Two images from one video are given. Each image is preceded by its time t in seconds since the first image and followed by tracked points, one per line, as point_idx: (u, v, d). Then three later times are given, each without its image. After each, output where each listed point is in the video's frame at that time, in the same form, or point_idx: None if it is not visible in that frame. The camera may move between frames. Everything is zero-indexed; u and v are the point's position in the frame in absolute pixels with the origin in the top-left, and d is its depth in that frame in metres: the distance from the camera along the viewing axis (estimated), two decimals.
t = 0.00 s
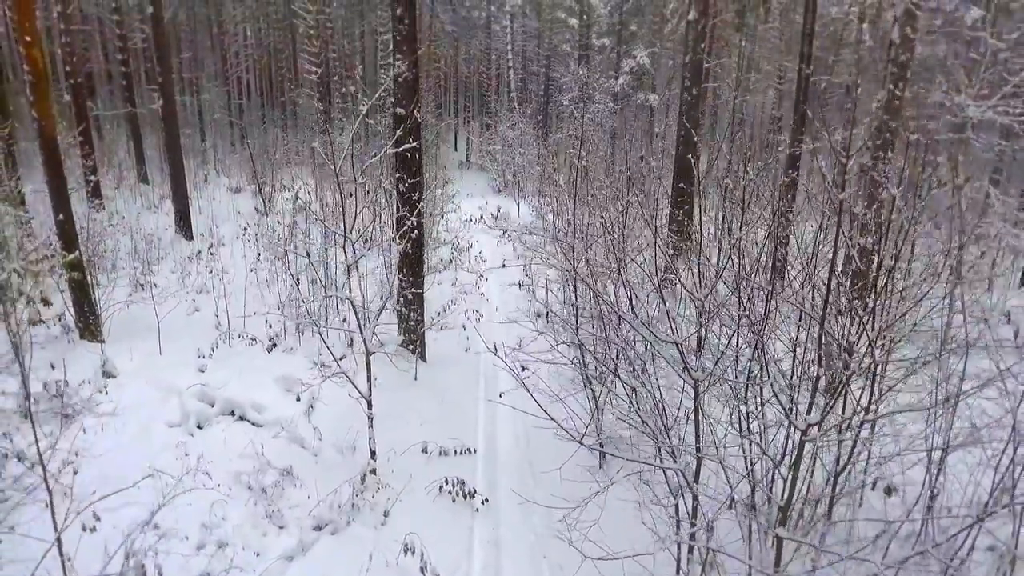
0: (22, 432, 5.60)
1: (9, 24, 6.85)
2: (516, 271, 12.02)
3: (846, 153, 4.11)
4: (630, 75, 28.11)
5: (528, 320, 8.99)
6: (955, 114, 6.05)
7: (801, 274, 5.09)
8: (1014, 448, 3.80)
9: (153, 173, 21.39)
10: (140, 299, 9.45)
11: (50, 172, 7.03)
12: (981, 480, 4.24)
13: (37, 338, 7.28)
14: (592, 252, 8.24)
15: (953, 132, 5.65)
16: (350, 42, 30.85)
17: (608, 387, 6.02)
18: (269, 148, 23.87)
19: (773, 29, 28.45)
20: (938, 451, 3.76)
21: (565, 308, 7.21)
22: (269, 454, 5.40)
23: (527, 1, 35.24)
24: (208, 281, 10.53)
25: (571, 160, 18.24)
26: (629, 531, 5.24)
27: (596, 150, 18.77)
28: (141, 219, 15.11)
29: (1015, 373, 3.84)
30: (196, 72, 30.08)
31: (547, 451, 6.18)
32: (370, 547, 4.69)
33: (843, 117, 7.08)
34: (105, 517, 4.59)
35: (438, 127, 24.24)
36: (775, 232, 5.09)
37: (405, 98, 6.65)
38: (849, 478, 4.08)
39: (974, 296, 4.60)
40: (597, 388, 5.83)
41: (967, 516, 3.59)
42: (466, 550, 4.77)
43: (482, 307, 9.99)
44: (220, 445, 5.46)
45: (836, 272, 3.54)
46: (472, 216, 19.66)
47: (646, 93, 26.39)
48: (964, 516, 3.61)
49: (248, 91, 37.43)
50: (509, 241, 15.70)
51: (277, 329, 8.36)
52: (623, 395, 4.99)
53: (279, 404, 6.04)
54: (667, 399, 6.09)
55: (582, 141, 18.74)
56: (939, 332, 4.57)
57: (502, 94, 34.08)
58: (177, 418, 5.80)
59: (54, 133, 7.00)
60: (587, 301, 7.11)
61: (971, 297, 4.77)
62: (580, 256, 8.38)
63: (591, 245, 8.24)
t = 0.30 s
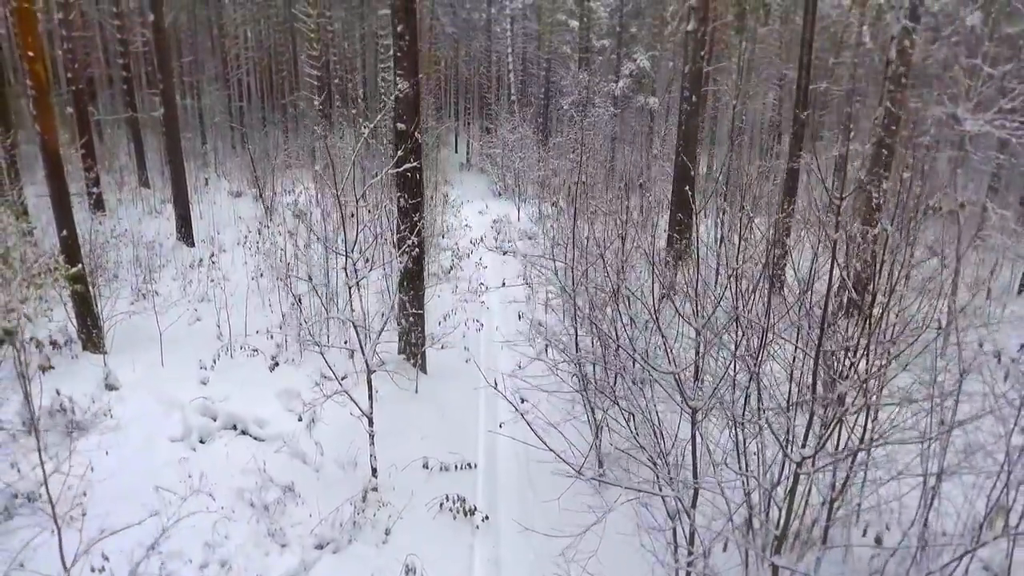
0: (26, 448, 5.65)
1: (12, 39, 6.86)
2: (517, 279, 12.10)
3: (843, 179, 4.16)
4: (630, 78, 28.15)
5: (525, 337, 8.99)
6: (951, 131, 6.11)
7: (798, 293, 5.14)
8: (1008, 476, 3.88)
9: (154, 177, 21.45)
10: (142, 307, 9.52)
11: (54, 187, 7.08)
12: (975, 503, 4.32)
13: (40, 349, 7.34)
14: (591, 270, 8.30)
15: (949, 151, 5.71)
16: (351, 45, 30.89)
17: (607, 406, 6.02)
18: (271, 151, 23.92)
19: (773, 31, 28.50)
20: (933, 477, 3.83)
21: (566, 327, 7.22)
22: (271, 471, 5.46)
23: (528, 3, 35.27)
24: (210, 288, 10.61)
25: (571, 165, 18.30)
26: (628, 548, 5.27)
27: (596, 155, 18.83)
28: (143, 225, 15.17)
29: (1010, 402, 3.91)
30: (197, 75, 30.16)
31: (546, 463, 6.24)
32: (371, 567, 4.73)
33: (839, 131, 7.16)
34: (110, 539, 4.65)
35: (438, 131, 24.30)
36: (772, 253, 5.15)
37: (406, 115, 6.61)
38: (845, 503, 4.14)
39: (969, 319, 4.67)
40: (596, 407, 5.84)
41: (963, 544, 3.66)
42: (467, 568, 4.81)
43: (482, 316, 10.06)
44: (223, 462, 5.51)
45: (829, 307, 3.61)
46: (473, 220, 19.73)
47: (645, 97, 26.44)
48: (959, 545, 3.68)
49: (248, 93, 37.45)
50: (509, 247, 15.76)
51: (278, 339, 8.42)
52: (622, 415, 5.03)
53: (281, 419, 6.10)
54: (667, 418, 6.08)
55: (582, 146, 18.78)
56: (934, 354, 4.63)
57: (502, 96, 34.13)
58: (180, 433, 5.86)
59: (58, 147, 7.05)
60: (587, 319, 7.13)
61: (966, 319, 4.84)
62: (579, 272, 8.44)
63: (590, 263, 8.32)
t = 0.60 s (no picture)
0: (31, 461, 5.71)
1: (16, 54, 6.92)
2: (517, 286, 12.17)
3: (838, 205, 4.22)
4: (630, 81, 28.23)
5: (524, 350, 9.03)
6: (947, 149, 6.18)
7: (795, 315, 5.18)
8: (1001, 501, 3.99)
9: (155, 181, 21.52)
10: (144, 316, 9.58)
11: (57, 203, 7.11)
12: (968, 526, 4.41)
13: (43, 360, 7.39)
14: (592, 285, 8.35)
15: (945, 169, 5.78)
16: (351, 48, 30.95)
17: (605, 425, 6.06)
18: (271, 155, 23.97)
19: (773, 34, 28.57)
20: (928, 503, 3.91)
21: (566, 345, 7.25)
22: (273, 487, 5.51)
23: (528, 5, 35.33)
24: (211, 296, 10.67)
25: (571, 171, 18.37)
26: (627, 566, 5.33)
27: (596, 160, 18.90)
28: (144, 231, 15.25)
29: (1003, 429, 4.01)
30: (198, 79, 30.24)
31: (544, 482, 6.26)
32: None
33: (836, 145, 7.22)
34: (114, 558, 4.70)
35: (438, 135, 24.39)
36: (769, 272, 5.21)
37: (406, 131, 6.63)
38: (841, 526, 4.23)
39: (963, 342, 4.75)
40: (594, 427, 5.89)
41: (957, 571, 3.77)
42: None
43: (482, 326, 10.13)
44: (225, 477, 5.56)
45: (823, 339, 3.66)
46: (473, 225, 19.82)
47: (645, 100, 26.48)
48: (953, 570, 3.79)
49: (249, 95, 37.51)
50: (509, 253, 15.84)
51: (280, 349, 8.49)
52: (619, 436, 5.09)
53: (283, 432, 6.16)
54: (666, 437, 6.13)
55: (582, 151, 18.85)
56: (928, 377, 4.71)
57: (502, 98, 34.19)
58: (182, 447, 5.91)
59: (61, 163, 7.09)
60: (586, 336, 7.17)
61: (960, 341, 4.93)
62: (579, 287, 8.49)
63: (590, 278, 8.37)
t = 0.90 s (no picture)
0: (35, 474, 5.75)
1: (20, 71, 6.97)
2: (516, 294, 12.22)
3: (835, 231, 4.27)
4: (630, 84, 28.24)
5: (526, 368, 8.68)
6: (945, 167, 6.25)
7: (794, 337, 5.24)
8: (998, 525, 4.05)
9: (157, 186, 21.59)
10: (146, 325, 9.64)
11: (61, 216, 7.14)
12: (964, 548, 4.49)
13: (46, 370, 7.43)
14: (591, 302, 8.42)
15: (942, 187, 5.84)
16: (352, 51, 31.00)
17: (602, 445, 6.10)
18: (272, 160, 24.02)
19: (773, 37, 28.59)
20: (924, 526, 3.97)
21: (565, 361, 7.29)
22: (276, 502, 5.58)
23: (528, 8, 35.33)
24: (213, 304, 10.73)
25: (571, 176, 18.42)
26: None
27: (596, 165, 18.94)
28: (146, 237, 15.32)
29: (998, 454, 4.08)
30: (199, 82, 30.31)
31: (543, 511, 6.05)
32: None
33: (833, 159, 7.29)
34: None
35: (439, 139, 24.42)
36: (767, 293, 5.28)
37: (408, 147, 6.67)
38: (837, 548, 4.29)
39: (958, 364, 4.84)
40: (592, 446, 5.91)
41: None
42: None
43: (482, 334, 10.18)
44: (228, 493, 5.63)
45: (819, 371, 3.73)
46: (474, 229, 19.87)
47: (645, 103, 26.49)
48: None
49: (249, 97, 37.55)
50: (509, 258, 15.89)
51: (281, 360, 8.57)
52: (617, 458, 5.15)
53: (286, 446, 6.22)
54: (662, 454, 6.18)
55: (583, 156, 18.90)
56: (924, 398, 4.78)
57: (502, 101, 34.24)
58: (185, 461, 5.97)
59: (64, 177, 7.14)
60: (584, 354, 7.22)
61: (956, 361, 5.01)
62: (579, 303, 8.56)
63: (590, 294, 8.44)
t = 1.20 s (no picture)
0: (39, 488, 5.80)
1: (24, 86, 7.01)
2: (516, 300, 12.29)
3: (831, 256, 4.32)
4: (630, 87, 28.26)
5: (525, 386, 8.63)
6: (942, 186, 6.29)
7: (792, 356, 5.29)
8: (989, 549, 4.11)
9: (158, 189, 21.65)
10: (148, 334, 9.70)
11: (63, 230, 7.18)
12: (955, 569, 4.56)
13: (49, 381, 7.47)
14: (591, 318, 8.50)
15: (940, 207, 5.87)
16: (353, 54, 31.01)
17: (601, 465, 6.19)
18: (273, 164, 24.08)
19: (774, 40, 28.58)
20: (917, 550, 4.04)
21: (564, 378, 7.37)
22: (278, 517, 5.65)
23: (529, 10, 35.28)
24: (214, 312, 10.78)
25: (572, 181, 18.45)
26: None
27: (597, 170, 18.97)
28: (148, 242, 15.37)
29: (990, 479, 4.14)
30: (200, 85, 30.37)
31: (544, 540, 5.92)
32: None
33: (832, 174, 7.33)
34: None
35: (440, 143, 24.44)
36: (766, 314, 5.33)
37: (409, 164, 6.71)
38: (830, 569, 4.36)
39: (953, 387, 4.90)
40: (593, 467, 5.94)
41: None
42: None
43: (483, 344, 10.23)
44: (231, 508, 5.68)
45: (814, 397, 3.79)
46: (474, 234, 19.91)
47: (644, 106, 26.52)
48: None
49: (250, 99, 37.58)
50: (510, 264, 15.92)
51: (283, 370, 8.64)
52: (617, 480, 5.19)
53: (287, 460, 6.29)
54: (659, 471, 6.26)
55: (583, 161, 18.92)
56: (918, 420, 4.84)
57: (503, 103, 34.25)
58: (189, 475, 6.03)
59: (68, 191, 7.20)
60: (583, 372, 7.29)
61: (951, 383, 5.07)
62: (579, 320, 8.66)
63: (590, 311, 8.52)
